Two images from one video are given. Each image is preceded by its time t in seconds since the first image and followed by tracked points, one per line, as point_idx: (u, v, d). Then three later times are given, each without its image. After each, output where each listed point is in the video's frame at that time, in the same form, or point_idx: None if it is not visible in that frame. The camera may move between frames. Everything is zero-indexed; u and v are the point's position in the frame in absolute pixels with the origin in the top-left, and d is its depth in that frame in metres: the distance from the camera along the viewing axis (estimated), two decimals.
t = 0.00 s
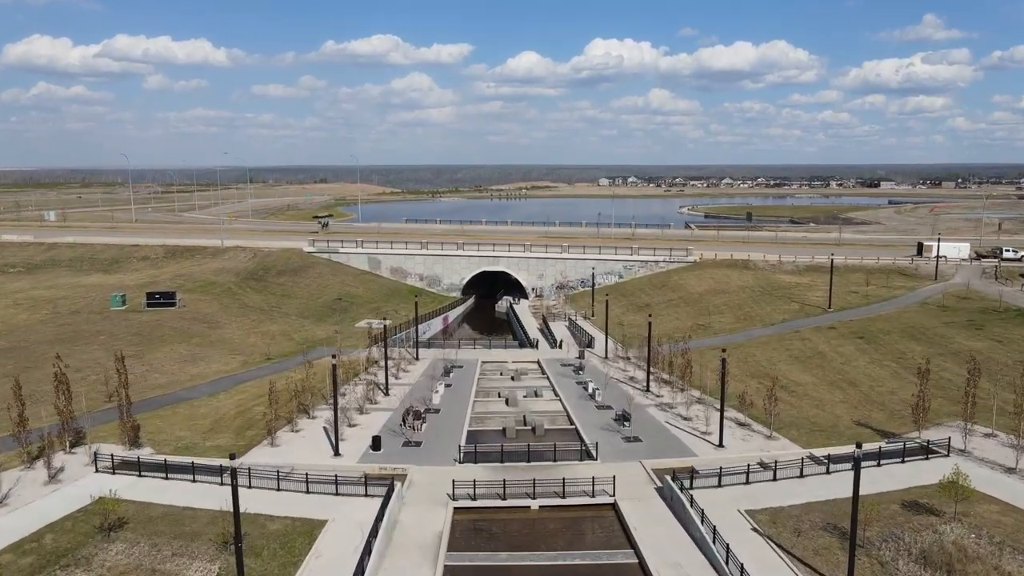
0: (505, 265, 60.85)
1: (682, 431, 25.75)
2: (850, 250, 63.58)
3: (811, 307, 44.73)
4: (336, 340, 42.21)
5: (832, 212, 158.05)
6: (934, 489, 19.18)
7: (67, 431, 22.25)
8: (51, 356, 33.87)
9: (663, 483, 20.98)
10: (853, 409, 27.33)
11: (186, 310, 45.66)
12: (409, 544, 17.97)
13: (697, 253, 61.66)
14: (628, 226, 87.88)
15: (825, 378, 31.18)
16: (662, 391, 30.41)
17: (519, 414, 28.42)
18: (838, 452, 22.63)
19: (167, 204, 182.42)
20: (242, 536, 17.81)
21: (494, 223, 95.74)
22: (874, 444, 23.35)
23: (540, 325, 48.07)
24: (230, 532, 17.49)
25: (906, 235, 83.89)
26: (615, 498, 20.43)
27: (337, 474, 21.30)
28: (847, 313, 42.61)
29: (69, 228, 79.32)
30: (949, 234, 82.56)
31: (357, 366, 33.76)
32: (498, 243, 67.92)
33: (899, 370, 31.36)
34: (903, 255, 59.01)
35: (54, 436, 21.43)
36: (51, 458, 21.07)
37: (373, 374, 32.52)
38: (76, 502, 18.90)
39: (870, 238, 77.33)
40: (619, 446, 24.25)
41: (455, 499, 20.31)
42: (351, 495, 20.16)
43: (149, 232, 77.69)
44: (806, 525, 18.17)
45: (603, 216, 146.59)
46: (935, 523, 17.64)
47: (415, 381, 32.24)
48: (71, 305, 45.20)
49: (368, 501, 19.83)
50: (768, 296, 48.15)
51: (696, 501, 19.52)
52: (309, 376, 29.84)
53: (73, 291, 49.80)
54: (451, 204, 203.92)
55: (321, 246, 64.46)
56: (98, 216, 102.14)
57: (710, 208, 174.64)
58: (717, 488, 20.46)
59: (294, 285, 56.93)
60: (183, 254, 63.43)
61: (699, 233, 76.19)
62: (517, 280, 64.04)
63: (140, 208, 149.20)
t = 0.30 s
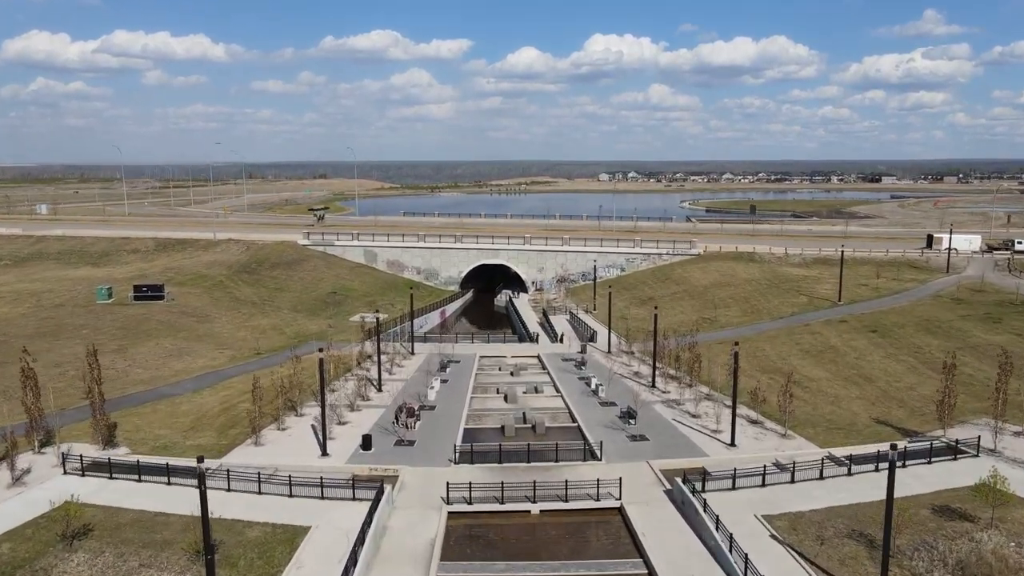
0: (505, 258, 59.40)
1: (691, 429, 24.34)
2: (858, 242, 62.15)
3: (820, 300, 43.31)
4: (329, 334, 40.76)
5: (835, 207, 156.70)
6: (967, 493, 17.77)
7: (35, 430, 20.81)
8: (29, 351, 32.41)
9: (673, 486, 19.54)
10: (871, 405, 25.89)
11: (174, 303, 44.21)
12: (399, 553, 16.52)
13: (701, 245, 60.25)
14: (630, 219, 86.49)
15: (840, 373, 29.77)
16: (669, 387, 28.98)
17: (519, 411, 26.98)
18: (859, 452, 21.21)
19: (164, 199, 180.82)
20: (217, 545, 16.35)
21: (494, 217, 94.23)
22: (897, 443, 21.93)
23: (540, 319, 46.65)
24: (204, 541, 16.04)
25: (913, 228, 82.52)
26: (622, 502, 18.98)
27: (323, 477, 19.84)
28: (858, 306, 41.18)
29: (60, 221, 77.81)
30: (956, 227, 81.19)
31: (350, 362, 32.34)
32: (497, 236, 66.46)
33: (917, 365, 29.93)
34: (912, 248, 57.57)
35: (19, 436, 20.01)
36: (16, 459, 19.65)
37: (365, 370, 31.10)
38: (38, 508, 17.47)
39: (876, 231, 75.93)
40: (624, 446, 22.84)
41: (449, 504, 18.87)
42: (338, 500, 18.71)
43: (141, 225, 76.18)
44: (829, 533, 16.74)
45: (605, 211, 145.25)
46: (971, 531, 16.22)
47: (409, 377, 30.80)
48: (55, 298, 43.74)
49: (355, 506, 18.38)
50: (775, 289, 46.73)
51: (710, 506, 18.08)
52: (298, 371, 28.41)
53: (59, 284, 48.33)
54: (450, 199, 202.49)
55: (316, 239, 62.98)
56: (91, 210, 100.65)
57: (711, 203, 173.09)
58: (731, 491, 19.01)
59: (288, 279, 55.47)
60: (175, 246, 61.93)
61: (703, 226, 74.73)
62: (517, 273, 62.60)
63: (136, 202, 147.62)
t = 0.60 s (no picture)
0: (504, 250, 57.95)
1: (701, 427, 22.90)
2: (866, 235, 60.69)
3: (829, 293, 41.89)
4: (321, 328, 39.33)
5: (838, 201, 155.26)
6: (1005, 500, 16.35)
7: None
8: (5, 345, 30.95)
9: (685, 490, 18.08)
10: (891, 402, 24.43)
11: (162, 296, 42.77)
12: (387, 563, 15.08)
13: (705, 238, 58.80)
14: (631, 212, 85.01)
15: (855, 368, 28.35)
16: (676, 383, 27.54)
17: (518, 408, 25.53)
18: (882, 452, 19.76)
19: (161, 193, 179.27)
20: (186, 555, 14.87)
21: (493, 209, 92.77)
22: (922, 443, 20.51)
23: (540, 313, 45.21)
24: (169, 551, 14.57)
25: (920, 220, 81.02)
26: (628, 507, 17.56)
27: (307, 480, 18.39)
28: (869, 299, 39.76)
29: (50, 214, 76.29)
30: (964, 220, 79.70)
31: (341, 356, 30.90)
32: (496, 228, 64.97)
33: (936, 359, 28.49)
34: (922, 240, 56.13)
35: None
36: None
37: (357, 365, 29.67)
38: None
39: (883, 224, 74.44)
40: (630, 445, 21.44)
41: (442, 509, 17.41)
42: (321, 505, 17.24)
43: (133, 217, 74.67)
44: (857, 542, 15.30)
45: (605, 204, 143.92)
46: (1014, 541, 14.78)
47: (403, 372, 29.39)
48: (38, 291, 42.29)
49: (339, 512, 16.93)
50: (782, 281, 45.30)
51: (725, 511, 16.66)
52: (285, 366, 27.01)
53: (44, 277, 46.86)
54: (449, 193, 201.15)
55: (310, 231, 61.50)
56: (83, 204, 98.98)
57: (713, 197, 171.66)
58: (747, 495, 17.56)
59: (280, 271, 53.99)
60: (166, 239, 60.44)
61: (706, 219, 73.27)
62: (517, 266, 61.13)
63: (132, 196, 146.20)
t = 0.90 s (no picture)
0: (502, 243, 56.42)
1: (712, 427, 21.39)
2: (874, 227, 59.19)
3: (840, 286, 40.38)
4: (312, 322, 37.80)
5: (840, 195, 153.82)
6: None
7: None
8: None
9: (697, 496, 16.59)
10: (913, 400, 22.96)
11: (147, 289, 41.24)
12: None
13: (709, 230, 57.30)
14: (632, 205, 83.44)
15: (872, 363, 26.85)
16: (683, 379, 26.02)
17: (516, 407, 24.01)
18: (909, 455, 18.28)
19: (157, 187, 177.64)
20: (147, 570, 13.37)
21: (492, 203, 91.13)
22: (952, 444, 19.01)
23: (540, 307, 43.69)
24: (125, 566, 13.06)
25: (927, 213, 79.51)
26: (637, 515, 16.05)
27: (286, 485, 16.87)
28: (882, 292, 38.26)
29: (40, 206, 74.64)
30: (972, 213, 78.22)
31: (330, 352, 29.36)
32: (494, 221, 63.41)
33: (958, 354, 27.00)
34: (932, 232, 54.62)
35: None
36: None
37: (346, 361, 28.16)
38: None
39: (890, 217, 72.90)
40: (637, 446, 19.96)
41: (433, 518, 15.86)
42: (300, 513, 15.73)
43: (124, 210, 73.08)
44: (890, 555, 13.80)
45: (605, 198, 142.46)
46: None
47: (395, 368, 27.88)
48: (18, 284, 40.75)
49: (320, 521, 15.42)
50: (790, 274, 43.79)
51: (743, 519, 15.16)
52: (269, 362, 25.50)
53: (26, 269, 45.33)
54: (448, 188, 199.51)
55: (304, 223, 59.89)
56: (75, 197, 97.28)
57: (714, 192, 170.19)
58: (765, 502, 16.05)
59: (272, 265, 52.41)
60: (156, 232, 58.88)
61: (709, 211, 71.74)
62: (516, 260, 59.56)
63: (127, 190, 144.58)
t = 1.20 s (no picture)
0: (501, 238, 54.83)
1: (727, 429, 19.84)
2: (884, 221, 57.57)
3: (853, 281, 38.83)
4: (303, 318, 36.20)
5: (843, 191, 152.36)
6: None
7: None
8: None
9: (716, 509, 15.00)
10: (942, 401, 21.42)
11: (132, 285, 39.66)
12: None
13: (714, 224, 55.72)
14: (634, 200, 81.79)
15: (895, 361, 25.30)
16: (694, 379, 24.48)
17: (515, 408, 22.47)
18: (946, 461, 16.74)
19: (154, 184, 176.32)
20: None
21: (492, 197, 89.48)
22: (990, 450, 17.48)
23: (540, 303, 42.12)
24: None
25: (935, 208, 77.86)
26: (649, 530, 14.47)
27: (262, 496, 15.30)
28: (898, 287, 36.71)
29: (29, 201, 72.94)
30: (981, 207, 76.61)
31: (320, 349, 27.82)
32: (493, 215, 61.80)
33: (985, 352, 25.46)
34: (944, 226, 53.04)
35: None
36: None
37: (336, 360, 26.62)
38: None
39: (898, 211, 71.30)
40: (647, 451, 18.42)
41: (423, 533, 14.28)
42: (275, 529, 14.15)
43: (115, 205, 71.37)
44: None
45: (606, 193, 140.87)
46: None
47: (388, 367, 26.32)
48: None
49: (297, 537, 13.86)
50: (800, 269, 42.21)
51: (768, 535, 13.60)
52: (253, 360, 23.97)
53: (8, 264, 43.75)
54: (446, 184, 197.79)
55: (298, 217, 58.30)
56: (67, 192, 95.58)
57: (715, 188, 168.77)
58: (791, 516, 14.50)
59: (264, 260, 50.83)
60: (145, 226, 57.27)
61: (714, 206, 70.12)
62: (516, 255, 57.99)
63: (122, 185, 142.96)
